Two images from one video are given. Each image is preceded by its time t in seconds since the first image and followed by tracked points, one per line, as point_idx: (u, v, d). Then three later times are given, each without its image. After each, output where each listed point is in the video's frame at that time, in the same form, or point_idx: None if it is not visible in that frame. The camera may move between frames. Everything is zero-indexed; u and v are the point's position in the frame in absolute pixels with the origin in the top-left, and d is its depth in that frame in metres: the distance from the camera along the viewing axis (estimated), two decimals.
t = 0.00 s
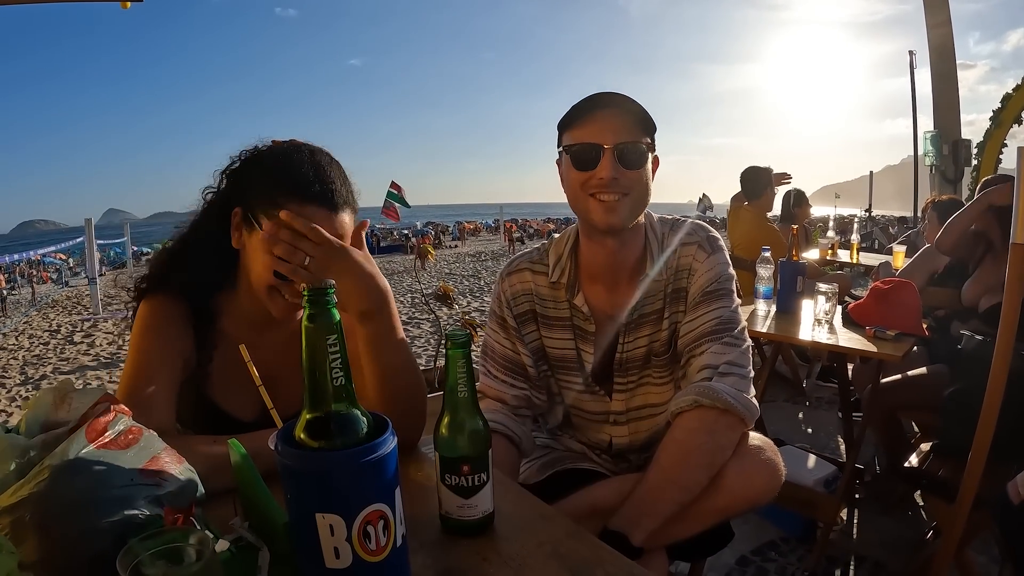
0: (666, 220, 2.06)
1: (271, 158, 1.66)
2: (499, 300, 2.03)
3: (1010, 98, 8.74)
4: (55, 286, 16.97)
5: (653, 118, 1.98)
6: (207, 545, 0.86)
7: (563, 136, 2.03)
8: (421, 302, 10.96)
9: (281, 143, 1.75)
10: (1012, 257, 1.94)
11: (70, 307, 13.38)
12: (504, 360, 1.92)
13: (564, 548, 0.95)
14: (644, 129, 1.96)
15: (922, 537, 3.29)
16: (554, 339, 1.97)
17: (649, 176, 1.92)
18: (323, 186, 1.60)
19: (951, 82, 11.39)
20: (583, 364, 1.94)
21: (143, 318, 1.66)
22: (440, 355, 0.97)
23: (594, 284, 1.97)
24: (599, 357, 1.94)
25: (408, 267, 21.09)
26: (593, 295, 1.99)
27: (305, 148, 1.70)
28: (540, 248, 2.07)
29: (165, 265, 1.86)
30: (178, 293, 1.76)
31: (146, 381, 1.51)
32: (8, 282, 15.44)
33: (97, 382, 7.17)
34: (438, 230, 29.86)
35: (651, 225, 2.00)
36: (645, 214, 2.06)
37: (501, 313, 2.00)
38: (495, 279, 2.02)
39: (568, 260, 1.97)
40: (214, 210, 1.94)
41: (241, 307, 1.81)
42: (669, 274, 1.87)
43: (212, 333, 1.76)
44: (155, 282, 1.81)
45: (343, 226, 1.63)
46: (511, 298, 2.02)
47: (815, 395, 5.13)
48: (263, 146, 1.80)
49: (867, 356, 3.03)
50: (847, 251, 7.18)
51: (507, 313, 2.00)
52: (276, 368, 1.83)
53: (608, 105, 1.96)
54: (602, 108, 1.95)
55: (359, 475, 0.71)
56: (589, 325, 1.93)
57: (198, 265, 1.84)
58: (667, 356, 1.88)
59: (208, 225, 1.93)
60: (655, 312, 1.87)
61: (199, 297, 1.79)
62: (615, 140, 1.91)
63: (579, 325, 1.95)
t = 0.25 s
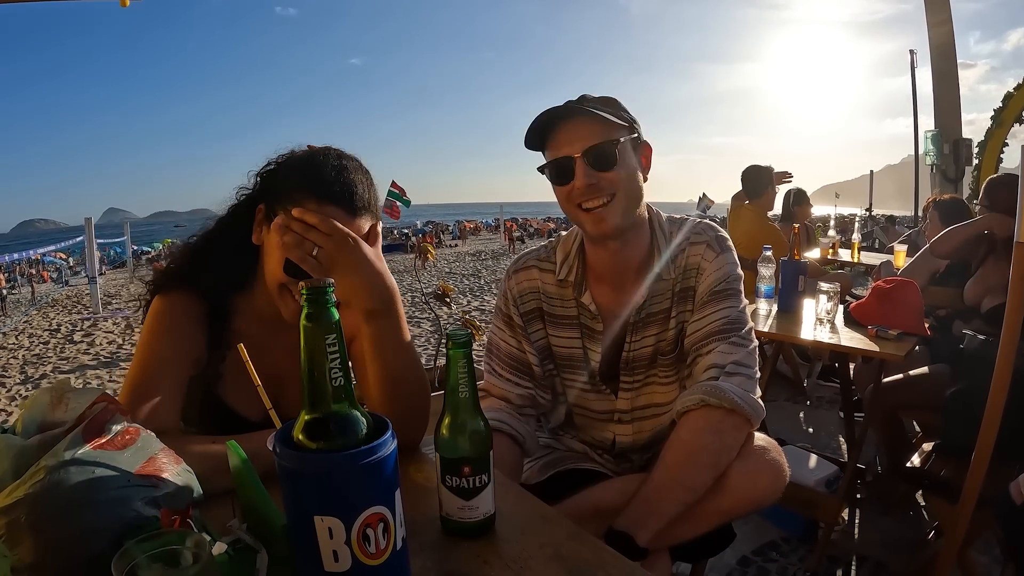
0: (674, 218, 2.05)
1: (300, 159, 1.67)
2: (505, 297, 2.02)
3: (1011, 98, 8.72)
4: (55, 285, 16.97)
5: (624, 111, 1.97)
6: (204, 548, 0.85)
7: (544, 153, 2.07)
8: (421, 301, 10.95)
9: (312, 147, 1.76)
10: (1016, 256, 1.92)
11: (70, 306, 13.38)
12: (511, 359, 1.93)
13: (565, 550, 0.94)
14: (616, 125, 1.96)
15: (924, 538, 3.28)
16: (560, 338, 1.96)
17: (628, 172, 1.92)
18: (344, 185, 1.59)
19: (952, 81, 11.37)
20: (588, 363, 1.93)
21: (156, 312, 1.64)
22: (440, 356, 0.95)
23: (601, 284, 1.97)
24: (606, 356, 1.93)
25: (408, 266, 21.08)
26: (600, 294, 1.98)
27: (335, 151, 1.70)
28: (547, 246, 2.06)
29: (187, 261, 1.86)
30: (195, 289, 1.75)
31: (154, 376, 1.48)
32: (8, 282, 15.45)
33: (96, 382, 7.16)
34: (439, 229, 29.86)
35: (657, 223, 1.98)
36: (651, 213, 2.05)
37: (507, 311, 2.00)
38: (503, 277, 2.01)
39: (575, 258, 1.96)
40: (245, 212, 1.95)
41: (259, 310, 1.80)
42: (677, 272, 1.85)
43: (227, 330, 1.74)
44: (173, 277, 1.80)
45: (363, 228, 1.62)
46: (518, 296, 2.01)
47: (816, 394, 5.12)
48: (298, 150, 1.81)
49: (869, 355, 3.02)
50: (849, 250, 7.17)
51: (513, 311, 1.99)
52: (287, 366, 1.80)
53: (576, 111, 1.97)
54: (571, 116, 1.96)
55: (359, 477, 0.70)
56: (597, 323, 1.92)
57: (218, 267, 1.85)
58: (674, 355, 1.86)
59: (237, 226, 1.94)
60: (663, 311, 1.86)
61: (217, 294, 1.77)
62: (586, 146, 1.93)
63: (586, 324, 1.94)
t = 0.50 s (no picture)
0: (676, 216, 2.03)
1: (316, 158, 1.67)
2: (506, 296, 2.00)
3: (1013, 96, 8.69)
4: (55, 284, 16.95)
5: (631, 105, 1.97)
6: (200, 554, 0.82)
7: (550, 143, 2.04)
8: (422, 300, 10.91)
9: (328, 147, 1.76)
10: None
11: (71, 304, 13.39)
12: (512, 359, 1.90)
13: (571, 554, 0.92)
14: (624, 116, 1.95)
15: (927, 538, 3.26)
16: (563, 338, 1.94)
17: (637, 163, 1.91)
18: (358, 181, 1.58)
19: (954, 80, 11.34)
20: (591, 362, 1.91)
21: (165, 307, 1.62)
22: (443, 355, 0.93)
23: (604, 282, 1.96)
24: (609, 355, 1.91)
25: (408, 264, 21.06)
26: (602, 293, 1.96)
27: (352, 151, 1.70)
28: (548, 244, 2.04)
29: (201, 257, 1.85)
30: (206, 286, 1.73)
31: (159, 373, 1.45)
32: (9, 280, 15.48)
33: (96, 381, 7.14)
34: (439, 228, 29.84)
35: (660, 221, 1.96)
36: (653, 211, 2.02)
37: (507, 311, 1.98)
38: (503, 277, 1.99)
39: (577, 257, 1.93)
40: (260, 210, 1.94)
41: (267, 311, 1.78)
42: (680, 270, 1.83)
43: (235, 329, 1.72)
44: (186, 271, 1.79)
45: (374, 224, 1.59)
46: (519, 295, 1.99)
47: (818, 393, 5.10)
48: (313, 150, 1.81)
49: (873, 355, 3.00)
50: (850, 249, 7.14)
51: (514, 310, 1.97)
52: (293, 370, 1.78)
53: (585, 100, 1.96)
54: (581, 105, 1.95)
55: (363, 482, 0.68)
56: (599, 322, 1.90)
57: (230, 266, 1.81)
58: (678, 355, 1.84)
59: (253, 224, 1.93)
60: (666, 310, 1.84)
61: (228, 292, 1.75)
62: (595, 134, 1.91)
63: (588, 324, 1.93)
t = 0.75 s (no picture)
0: (678, 215, 2.01)
1: (311, 157, 1.64)
2: (506, 295, 1.98)
3: (1015, 95, 8.66)
4: (55, 284, 16.94)
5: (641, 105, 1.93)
6: (192, 563, 0.79)
7: (556, 139, 2.00)
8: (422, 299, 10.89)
9: (325, 144, 1.74)
10: None
11: (71, 303, 13.38)
12: (511, 358, 1.88)
13: (572, 559, 0.90)
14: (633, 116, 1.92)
15: (930, 538, 3.24)
16: (563, 337, 1.92)
17: (646, 164, 1.87)
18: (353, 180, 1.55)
19: (955, 78, 11.32)
20: (591, 362, 1.89)
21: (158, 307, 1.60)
22: (442, 357, 0.91)
23: (605, 282, 1.94)
24: (610, 355, 1.89)
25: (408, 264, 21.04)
26: (602, 292, 1.94)
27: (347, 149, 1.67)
28: (548, 243, 2.02)
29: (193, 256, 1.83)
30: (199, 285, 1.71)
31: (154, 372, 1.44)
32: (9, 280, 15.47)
33: (95, 381, 7.12)
34: (439, 227, 29.82)
35: (662, 220, 1.94)
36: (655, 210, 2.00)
37: (507, 310, 1.96)
38: (503, 275, 1.96)
39: (577, 257, 1.91)
40: (253, 206, 1.91)
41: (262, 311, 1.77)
42: (681, 269, 1.82)
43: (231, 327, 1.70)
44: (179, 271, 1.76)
45: (370, 222, 1.56)
46: (519, 294, 1.97)
47: (819, 393, 5.08)
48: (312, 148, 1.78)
49: (876, 355, 2.98)
50: (852, 248, 7.12)
51: (514, 309, 1.95)
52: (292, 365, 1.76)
53: (593, 98, 1.92)
54: (591, 103, 1.91)
55: (357, 488, 0.66)
56: (599, 322, 1.89)
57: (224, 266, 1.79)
58: (679, 354, 1.82)
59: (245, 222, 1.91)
60: (667, 309, 1.82)
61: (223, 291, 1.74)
62: (604, 134, 1.88)
63: (588, 323, 1.91)
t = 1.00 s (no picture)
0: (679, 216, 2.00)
1: (293, 156, 1.62)
2: (504, 296, 1.97)
3: (1015, 94, 8.65)
4: (56, 283, 16.94)
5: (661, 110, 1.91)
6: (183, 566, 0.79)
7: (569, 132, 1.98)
8: (422, 298, 10.88)
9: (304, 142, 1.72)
10: None
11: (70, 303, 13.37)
12: (509, 360, 1.87)
13: (570, 564, 0.89)
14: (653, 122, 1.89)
15: (930, 539, 3.23)
16: (562, 339, 1.91)
17: (658, 172, 1.87)
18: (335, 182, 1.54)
19: (955, 76, 11.28)
20: (591, 363, 1.88)
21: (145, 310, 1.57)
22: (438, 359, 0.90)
23: (605, 282, 1.92)
24: (609, 356, 1.88)
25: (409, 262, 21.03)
26: (602, 293, 1.92)
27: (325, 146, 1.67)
28: (548, 243, 2.01)
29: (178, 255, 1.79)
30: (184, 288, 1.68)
31: (144, 380, 1.43)
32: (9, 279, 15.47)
33: (96, 379, 7.11)
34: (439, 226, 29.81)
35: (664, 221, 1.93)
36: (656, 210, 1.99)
37: (505, 313, 1.94)
38: (502, 276, 1.95)
39: (578, 258, 1.90)
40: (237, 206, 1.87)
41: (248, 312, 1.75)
42: (681, 270, 1.81)
43: (216, 330, 1.68)
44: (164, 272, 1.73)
45: (352, 223, 1.56)
46: (517, 296, 1.95)
47: (820, 392, 5.07)
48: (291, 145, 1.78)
49: (877, 355, 2.97)
50: (852, 247, 7.11)
51: (512, 311, 1.94)
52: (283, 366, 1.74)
53: (612, 96, 1.89)
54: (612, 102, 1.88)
55: (351, 494, 0.65)
56: (599, 324, 1.87)
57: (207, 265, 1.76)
58: (679, 355, 1.81)
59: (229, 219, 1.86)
60: (667, 310, 1.81)
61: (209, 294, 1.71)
62: (622, 137, 1.86)
63: (588, 325, 1.89)
